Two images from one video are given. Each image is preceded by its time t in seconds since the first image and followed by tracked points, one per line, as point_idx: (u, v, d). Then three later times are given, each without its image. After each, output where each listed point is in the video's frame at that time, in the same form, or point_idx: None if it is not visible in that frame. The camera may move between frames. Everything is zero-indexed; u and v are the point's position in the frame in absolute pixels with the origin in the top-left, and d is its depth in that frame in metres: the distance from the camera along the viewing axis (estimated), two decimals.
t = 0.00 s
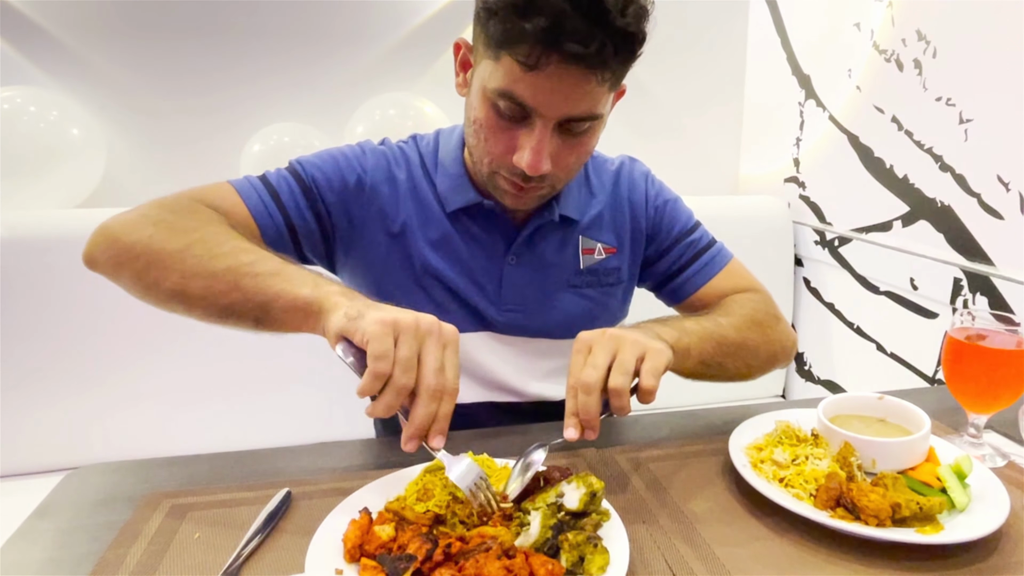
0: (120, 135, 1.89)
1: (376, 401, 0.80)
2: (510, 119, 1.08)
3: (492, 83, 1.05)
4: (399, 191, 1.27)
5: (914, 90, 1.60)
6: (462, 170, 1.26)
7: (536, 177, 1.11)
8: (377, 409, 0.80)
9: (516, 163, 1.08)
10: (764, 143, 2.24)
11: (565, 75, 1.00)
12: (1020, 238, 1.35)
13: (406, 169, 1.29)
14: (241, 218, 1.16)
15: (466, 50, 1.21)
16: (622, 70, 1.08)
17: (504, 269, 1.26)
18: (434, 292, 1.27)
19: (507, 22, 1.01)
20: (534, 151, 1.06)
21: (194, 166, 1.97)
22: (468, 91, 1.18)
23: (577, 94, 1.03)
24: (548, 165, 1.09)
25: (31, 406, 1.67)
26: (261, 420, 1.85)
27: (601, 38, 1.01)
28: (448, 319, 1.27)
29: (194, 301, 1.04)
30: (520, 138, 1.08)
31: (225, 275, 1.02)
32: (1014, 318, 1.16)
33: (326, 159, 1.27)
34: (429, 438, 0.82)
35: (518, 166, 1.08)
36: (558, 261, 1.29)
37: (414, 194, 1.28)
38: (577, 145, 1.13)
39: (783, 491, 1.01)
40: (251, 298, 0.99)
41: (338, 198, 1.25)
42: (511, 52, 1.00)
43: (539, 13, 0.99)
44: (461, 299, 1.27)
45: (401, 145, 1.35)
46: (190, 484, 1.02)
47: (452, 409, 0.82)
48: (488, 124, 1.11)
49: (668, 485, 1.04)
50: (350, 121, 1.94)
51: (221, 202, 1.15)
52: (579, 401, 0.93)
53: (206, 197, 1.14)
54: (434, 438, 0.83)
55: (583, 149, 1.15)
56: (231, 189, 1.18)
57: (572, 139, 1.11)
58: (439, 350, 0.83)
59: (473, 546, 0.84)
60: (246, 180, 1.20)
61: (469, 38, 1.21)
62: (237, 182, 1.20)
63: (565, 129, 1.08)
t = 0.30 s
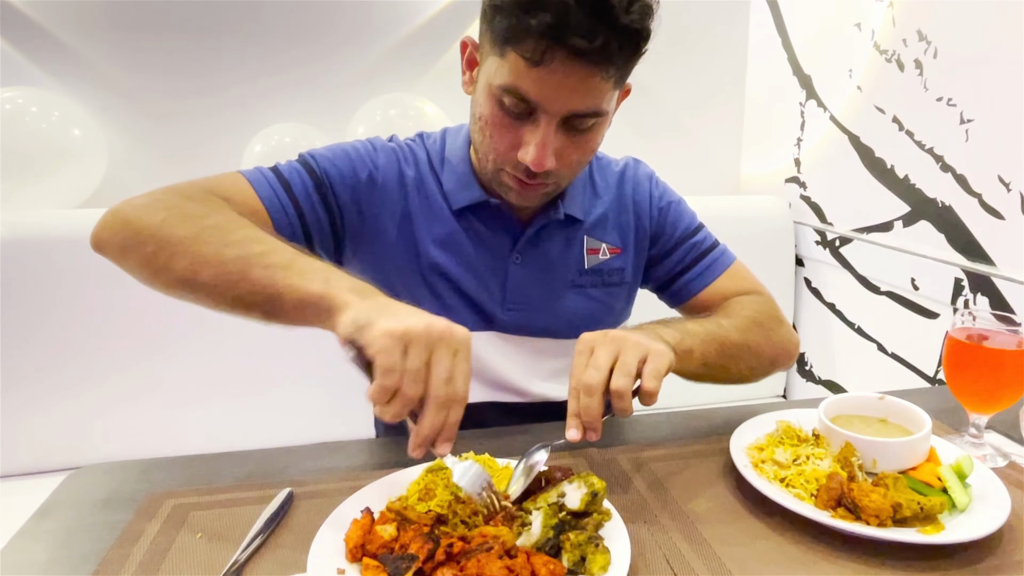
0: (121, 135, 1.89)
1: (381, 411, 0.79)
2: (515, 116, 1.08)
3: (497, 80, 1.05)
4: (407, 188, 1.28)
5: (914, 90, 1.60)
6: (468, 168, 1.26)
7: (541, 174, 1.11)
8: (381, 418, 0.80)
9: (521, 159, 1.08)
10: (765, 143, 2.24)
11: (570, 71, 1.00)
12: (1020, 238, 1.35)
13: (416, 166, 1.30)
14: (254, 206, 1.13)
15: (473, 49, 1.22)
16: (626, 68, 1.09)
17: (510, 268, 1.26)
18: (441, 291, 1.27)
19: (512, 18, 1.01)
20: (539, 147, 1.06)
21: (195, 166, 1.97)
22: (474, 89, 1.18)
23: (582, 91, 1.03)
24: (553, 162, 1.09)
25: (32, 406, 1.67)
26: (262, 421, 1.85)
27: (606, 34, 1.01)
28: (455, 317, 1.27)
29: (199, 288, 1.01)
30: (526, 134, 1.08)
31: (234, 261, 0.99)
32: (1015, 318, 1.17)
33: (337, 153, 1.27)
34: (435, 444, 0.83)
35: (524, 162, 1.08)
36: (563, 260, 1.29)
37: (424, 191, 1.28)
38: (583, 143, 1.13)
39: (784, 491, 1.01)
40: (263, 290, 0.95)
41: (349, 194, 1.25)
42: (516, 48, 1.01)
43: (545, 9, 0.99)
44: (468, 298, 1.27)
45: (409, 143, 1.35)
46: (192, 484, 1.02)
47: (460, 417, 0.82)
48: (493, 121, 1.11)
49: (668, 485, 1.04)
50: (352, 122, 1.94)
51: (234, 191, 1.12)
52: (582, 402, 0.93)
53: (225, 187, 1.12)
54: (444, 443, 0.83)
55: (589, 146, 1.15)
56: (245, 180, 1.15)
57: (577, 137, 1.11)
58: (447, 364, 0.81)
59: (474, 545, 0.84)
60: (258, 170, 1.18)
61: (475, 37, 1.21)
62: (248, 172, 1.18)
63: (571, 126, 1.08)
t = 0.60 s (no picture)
0: (115, 132, 1.86)
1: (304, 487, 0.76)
2: (529, 106, 1.05)
3: (513, 67, 1.02)
4: (402, 190, 1.23)
5: (926, 85, 1.56)
6: (470, 167, 1.23)
7: (554, 168, 1.07)
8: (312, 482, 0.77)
9: (535, 151, 1.05)
10: (771, 141, 2.20)
11: (589, 59, 0.97)
12: None
13: (409, 168, 1.25)
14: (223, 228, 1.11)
15: (483, 39, 1.18)
16: (643, 59, 1.06)
17: (514, 270, 1.23)
18: (440, 295, 1.23)
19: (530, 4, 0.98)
20: (553, 138, 1.03)
21: (192, 164, 1.94)
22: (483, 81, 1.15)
23: (601, 81, 1.00)
24: (567, 155, 1.06)
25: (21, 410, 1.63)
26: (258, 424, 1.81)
27: (627, 21, 0.98)
28: (455, 321, 1.23)
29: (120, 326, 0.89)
30: (540, 125, 1.05)
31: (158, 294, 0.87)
32: None
33: (326, 158, 1.23)
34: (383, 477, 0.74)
35: (538, 153, 1.04)
36: (568, 262, 1.26)
37: (420, 193, 1.24)
38: (596, 137, 1.10)
39: (793, 499, 0.97)
40: (179, 327, 0.82)
41: (337, 201, 1.21)
42: (534, 34, 0.98)
43: None
44: (468, 302, 1.23)
45: (405, 142, 1.31)
46: (184, 492, 0.98)
47: (370, 475, 0.70)
48: (505, 112, 1.07)
49: (675, 493, 1.00)
50: (347, 119, 1.90)
51: (209, 212, 1.10)
52: (586, 408, 0.90)
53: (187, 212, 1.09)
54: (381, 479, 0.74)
55: (603, 140, 1.12)
56: (223, 199, 1.13)
57: (591, 130, 1.08)
58: (300, 460, 0.67)
59: (473, 554, 0.82)
60: (240, 184, 1.16)
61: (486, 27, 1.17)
62: (231, 186, 1.16)
63: (586, 117, 1.05)
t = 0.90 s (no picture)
0: (108, 128, 1.83)
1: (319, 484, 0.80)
2: (517, 92, 1.02)
3: (500, 50, 0.99)
4: (391, 196, 1.20)
5: (937, 81, 1.53)
6: (462, 168, 1.19)
7: (543, 155, 1.04)
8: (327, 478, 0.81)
9: (524, 138, 1.02)
10: (776, 138, 2.16)
11: (579, 40, 0.94)
12: None
13: (393, 174, 1.21)
14: (207, 266, 1.10)
15: (473, 29, 1.15)
16: (637, 46, 1.03)
17: (510, 273, 1.19)
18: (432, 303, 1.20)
19: None
20: (542, 125, 1.00)
21: (187, 160, 1.91)
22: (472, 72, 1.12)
23: (591, 63, 0.97)
24: (558, 141, 1.02)
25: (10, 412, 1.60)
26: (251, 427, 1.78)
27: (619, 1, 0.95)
28: (448, 329, 1.20)
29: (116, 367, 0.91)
30: (529, 112, 1.02)
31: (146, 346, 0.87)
32: None
33: (307, 172, 1.20)
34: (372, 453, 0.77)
35: (527, 141, 1.01)
36: (566, 264, 1.23)
37: (407, 199, 1.20)
38: (589, 125, 1.06)
39: (799, 506, 0.94)
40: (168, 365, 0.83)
41: (321, 216, 1.18)
42: (522, 16, 0.95)
43: None
44: (462, 309, 1.20)
45: (394, 144, 1.26)
46: (174, 497, 0.95)
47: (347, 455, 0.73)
48: (494, 99, 1.04)
49: (679, 501, 0.97)
50: (342, 115, 1.87)
51: (191, 245, 1.10)
52: (595, 389, 0.87)
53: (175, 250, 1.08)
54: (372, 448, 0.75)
55: (595, 129, 1.09)
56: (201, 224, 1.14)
57: (583, 117, 1.05)
58: (270, 462, 0.71)
59: (470, 564, 0.79)
60: (221, 211, 1.14)
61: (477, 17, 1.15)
62: (215, 214, 1.14)
63: (577, 103, 1.02)
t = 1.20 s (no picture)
0: (102, 124, 1.80)
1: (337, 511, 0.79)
2: (502, 69, 1.02)
3: (484, 27, 1.00)
4: (384, 209, 1.16)
5: (947, 77, 1.50)
6: (455, 172, 1.16)
7: (530, 133, 1.03)
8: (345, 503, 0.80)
9: (509, 114, 1.02)
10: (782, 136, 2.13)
11: (560, 10, 0.96)
12: None
13: (378, 189, 1.17)
14: (227, 334, 1.10)
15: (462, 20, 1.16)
16: (627, 23, 1.05)
17: (507, 278, 1.16)
18: (427, 316, 1.17)
19: None
20: (527, 99, 1.00)
21: (184, 157, 1.88)
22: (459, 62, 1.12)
23: (575, 35, 0.98)
24: (543, 117, 1.02)
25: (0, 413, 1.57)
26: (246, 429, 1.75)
27: None
28: (444, 342, 1.17)
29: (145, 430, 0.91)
30: (513, 88, 1.02)
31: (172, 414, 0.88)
32: None
33: (291, 207, 1.16)
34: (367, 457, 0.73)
35: (512, 117, 1.01)
36: (565, 269, 1.19)
37: (397, 211, 1.16)
38: (578, 107, 1.06)
39: (805, 514, 0.91)
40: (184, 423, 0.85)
41: (317, 246, 1.14)
42: None
43: None
44: (458, 321, 1.16)
45: (383, 150, 1.23)
46: (163, 504, 0.92)
47: (324, 461, 0.70)
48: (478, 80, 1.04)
49: (686, 506, 0.94)
50: (337, 112, 1.83)
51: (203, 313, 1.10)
52: (611, 409, 0.92)
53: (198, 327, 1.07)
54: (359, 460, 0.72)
55: (585, 111, 1.08)
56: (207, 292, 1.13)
57: (571, 97, 1.05)
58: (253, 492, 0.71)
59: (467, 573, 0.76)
60: (221, 278, 1.13)
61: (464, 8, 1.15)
62: (217, 283, 1.13)
63: (562, 80, 1.02)
